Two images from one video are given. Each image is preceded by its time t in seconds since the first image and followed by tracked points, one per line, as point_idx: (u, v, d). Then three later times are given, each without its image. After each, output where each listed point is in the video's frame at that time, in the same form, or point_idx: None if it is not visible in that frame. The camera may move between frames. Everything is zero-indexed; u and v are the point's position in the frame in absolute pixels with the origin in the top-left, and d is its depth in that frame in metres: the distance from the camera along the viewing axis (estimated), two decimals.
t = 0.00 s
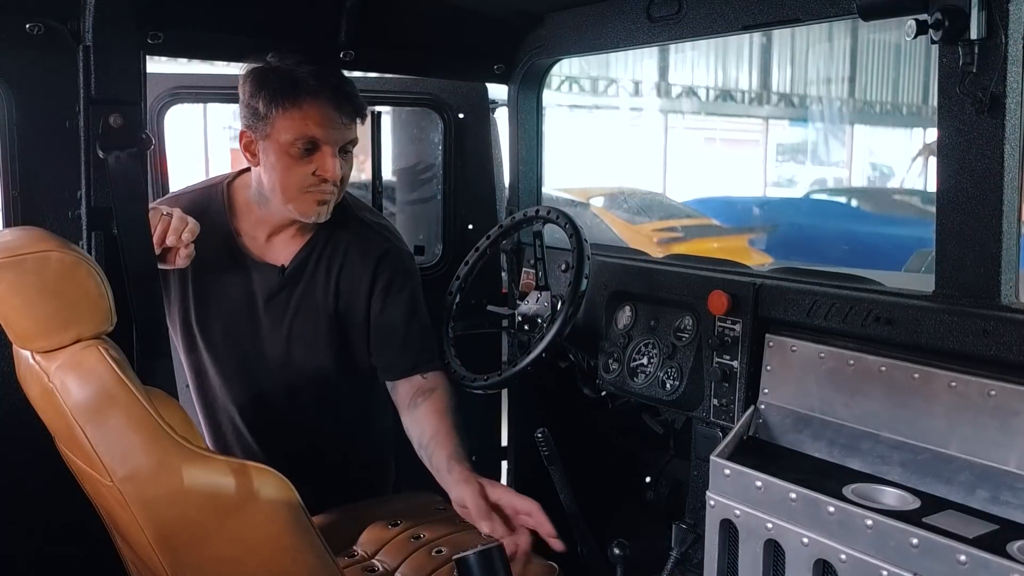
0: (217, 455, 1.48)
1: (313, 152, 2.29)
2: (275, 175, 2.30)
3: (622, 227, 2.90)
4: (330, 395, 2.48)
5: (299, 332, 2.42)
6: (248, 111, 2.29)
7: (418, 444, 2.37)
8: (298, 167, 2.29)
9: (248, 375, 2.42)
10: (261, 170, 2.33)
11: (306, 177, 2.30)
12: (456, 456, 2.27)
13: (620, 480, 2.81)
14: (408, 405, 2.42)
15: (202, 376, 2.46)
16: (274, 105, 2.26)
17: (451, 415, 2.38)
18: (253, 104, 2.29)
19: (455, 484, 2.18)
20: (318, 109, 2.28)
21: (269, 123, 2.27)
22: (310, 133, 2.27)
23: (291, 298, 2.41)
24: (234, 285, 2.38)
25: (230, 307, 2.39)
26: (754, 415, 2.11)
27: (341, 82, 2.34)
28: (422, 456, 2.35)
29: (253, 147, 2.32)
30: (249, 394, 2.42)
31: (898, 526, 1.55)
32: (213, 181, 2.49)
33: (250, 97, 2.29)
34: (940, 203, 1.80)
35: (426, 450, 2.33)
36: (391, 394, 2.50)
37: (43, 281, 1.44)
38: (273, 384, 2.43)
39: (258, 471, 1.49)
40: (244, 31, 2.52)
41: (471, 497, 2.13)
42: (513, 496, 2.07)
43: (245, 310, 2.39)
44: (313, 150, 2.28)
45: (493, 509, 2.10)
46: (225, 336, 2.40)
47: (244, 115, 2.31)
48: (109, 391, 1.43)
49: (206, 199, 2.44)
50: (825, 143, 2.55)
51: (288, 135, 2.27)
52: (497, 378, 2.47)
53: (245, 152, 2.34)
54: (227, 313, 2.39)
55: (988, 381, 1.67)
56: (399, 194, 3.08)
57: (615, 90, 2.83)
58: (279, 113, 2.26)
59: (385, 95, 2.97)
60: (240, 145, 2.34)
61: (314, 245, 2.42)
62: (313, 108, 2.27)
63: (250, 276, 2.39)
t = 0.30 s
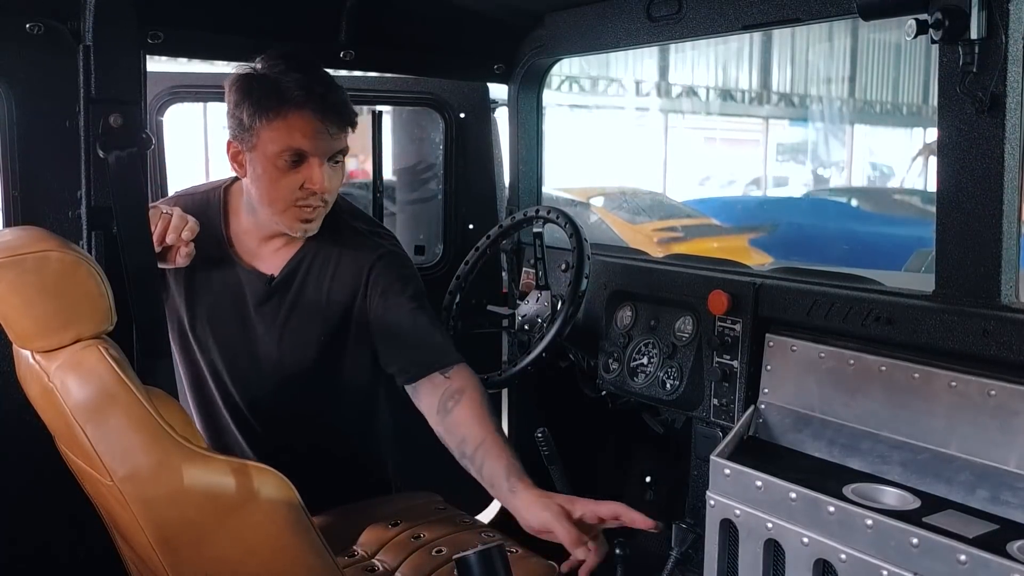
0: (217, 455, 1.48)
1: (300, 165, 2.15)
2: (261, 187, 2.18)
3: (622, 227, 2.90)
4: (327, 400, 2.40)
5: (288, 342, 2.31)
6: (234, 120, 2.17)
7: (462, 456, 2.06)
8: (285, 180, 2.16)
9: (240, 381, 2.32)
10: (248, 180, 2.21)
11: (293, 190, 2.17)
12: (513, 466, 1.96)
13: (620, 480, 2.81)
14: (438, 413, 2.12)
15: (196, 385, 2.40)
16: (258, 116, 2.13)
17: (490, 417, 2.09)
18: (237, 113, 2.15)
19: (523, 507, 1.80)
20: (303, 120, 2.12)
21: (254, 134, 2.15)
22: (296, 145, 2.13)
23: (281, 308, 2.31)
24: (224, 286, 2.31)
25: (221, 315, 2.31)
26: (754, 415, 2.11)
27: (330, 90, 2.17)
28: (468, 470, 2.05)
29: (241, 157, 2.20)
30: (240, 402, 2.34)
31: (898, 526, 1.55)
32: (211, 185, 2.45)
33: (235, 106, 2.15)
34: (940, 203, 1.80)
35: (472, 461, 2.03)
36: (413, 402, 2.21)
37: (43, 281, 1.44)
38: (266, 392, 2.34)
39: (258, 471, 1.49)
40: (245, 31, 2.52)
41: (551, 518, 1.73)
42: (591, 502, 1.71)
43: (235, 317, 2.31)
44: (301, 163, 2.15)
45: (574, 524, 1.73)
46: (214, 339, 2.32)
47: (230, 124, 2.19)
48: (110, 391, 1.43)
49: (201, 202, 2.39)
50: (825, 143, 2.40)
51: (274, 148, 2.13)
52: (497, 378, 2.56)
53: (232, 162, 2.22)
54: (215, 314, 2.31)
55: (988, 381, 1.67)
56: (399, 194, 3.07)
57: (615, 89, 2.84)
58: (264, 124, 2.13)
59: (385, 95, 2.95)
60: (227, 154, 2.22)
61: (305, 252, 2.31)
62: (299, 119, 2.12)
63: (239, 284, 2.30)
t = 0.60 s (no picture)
0: (217, 454, 1.48)
1: (296, 172, 2.15)
2: (257, 194, 2.18)
3: (622, 227, 2.90)
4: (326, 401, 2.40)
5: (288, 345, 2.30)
6: (229, 127, 2.16)
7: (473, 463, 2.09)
8: (282, 187, 2.16)
9: (241, 382, 2.33)
10: (245, 187, 2.21)
11: (290, 196, 2.17)
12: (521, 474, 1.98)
13: (620, 479, 2.81)
14: (445, 419, 2.15)
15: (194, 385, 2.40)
16: (253, 124, 2.12)
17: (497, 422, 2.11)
18: (231, 121, 2.15)
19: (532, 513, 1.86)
20: (298, 127, 2.11)
21: (250, 141, 2.14)
22: (292, 153, 2.12)
23: (280, 310, 2.30)
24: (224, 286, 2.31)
25: (221, 316, 2.31)
26: (754, 415, 2.10)
27: (325, 95, 2.15)
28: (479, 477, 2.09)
29: (237, 163, 2.20)
30: (241, 402, 2.34)
31: (898, 526, 1.55)
32: (211, 186, 2.45)
33: (230, 113, 2.15)
34: (941, 203, 1.80)
35: (482, 468, 2.06)
36: (423, 409, 2.23)
37: (43, 280, 1.45)
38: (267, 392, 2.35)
39: (258, 470, 1.49)
40: (245, 31, 2.52)
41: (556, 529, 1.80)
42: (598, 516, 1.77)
43: (235, 319, 2.30)
44: (297, 170, 2.14)
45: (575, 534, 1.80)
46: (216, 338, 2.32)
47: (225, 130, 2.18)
48: (110, 391, 1.43)
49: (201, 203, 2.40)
50: (825, 142, 2.53)
51: (270, 155, 2.13)
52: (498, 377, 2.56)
53: (230, 168, 2.22)
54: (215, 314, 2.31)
55: (988, 381, 1.67)
56: (399, 194, 3.08)
57: (615, 88, 2.82)
58: (259, 131, 2.12)
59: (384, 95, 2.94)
60: (223, 160, 2.22)
61: (304, 257, 2.30)
62: (295, 126, 2.11)
63: (238, 285, 2.29)
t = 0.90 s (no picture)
0: (217, 454, 1.48)
1: (296, 172, 2.15)
2: (257, 194, 2.18)
3: (623, 227, 2.93)
4: (327, 399, 2.41)
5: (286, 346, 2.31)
6: (229, 127, 2.16)
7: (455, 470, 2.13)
8: (283, 187, 2.16)
9: (242, 381, 2.33)
10: (246, 187, 2.21)
11: (290, 196, 2.17)
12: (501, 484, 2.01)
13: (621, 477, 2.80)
14: (434, 425, 2.17)
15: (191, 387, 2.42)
16: (253, 124, 2.12)
17: (481, 434, 2.14)
18: (232, 121, 2.15)
19: (509, 528, 1.93)
20: (299, 128, 2.11)
21: (251, 142, 2.14)
22: (292, 153, 2.12)
23: (278, 311, 2.30)
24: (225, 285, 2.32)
25: (222, 317, 2.32)
26: (754, 414, 2.11)
27: (326, 95, 2.15)
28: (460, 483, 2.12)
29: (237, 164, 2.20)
30: (241, 402, 2.35)
31: (898, 525, 1.55)
32: (212, 186, 2.46)
33: (230, 114, 2.15)
34: (941, 202, 1.80)
35: (465, 476, 2.09)
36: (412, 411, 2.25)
37: (43, 280, 1.45)
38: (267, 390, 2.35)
39: (258, 469, 1.50)
40: (245, 31, 2.53)
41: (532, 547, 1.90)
42: (563, 530, 1.83)
43: (235, 318, 2.31)
44: (298, 169, 2.14)
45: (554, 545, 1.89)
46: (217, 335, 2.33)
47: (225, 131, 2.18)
48: (110, 391, 1.43)
49: (201, 203, 2.41)
50: (825, 141, 2.44)
51: (270, 155, 2.13)
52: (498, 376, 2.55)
53: (230, 168, 2.22)
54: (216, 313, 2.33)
55: (988, 381, 1.67)
56: (399, 194, 3.09)
57: (615, 88, 2.83)
58: (260, 131, 2.12)
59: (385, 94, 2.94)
60: (223, 160, 2.22)
61: (304, 256, 2.31)
62: (296, 126, 2.11)
63: (236, 284, 2.31)
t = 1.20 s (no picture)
0: (217, 453, 1.48)
1: (292, 176, 2.14)
2: (252, 196, 2.18)
3: (624, 227, 2.90)
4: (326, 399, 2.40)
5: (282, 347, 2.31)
6: (225, 129, 2.16)
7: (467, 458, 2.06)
8: (279, 190, 2.15)
9: (243, 381, 2.34)
10: (241, 189, 2.21)
11: (286, 199, 2.16)
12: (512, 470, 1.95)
13: (621, 477, 2.80)
14: (439, 417, 2.11)
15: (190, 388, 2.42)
16: (250, 127, 2.12)
17: (489, 419, 2.08)
18: (228, 123, 2.15)
19: (533, 511, 1.82)
20: (295, 131, 2.11)
21: (248, 145, 2.14)
22: (288, 156, 2.12)
23: (272, 312, 2.30)
24: (225, 284, 2.32)
25: (220, 318, 2.32)
26: (754, 414, 2.11)
27: (323, 99, 2.15)
28: (474, 472, 2.05)
29: (233, 165, 2.20)
30: (241, 402, 2.35)
31: (898, 525, 1.55)
32: (211, 185, 2.47)
33: (226, 116, 2.15)
34: (941, 202, 1.80)
35: (477, 465, 2.02)
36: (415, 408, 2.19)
37: (43, 280, 1.45)
38: (266, 389, 2.35)
39: (258, 469, 1.50)
40: (246, 31, 2.53)
41: (565, 524, 1.76)
42: (599, 501, 1.76)
43: (235, 318, 2.31)
44: (294, 173, 2.14)
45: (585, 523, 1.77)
46: (216, 335, 2.33)
47: (221, 132, 2.18)
48: (110, 390, 1.43)
49: (200, 202, 2.41)
50: (825, 141, 2.34)
51: (267, 158, 2.13)
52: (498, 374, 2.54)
53: (226, 170, 2.22)
54: (217, 313, 2.33)
55: (988, 381, 1.67)
56: (399, 194, 3.09)
57: (615, 88, 2.84)
58: (257, 135, 2.12)
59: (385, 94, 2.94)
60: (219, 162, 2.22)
61: (299, 256, 2.31)
62: (293, 130, 2.11)
63: (235, 285, 2.31)
